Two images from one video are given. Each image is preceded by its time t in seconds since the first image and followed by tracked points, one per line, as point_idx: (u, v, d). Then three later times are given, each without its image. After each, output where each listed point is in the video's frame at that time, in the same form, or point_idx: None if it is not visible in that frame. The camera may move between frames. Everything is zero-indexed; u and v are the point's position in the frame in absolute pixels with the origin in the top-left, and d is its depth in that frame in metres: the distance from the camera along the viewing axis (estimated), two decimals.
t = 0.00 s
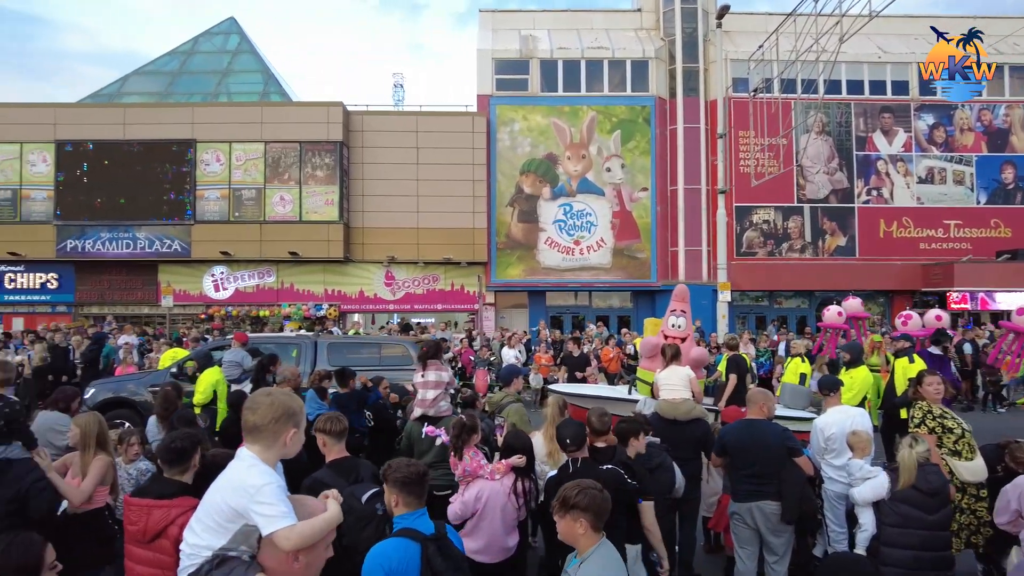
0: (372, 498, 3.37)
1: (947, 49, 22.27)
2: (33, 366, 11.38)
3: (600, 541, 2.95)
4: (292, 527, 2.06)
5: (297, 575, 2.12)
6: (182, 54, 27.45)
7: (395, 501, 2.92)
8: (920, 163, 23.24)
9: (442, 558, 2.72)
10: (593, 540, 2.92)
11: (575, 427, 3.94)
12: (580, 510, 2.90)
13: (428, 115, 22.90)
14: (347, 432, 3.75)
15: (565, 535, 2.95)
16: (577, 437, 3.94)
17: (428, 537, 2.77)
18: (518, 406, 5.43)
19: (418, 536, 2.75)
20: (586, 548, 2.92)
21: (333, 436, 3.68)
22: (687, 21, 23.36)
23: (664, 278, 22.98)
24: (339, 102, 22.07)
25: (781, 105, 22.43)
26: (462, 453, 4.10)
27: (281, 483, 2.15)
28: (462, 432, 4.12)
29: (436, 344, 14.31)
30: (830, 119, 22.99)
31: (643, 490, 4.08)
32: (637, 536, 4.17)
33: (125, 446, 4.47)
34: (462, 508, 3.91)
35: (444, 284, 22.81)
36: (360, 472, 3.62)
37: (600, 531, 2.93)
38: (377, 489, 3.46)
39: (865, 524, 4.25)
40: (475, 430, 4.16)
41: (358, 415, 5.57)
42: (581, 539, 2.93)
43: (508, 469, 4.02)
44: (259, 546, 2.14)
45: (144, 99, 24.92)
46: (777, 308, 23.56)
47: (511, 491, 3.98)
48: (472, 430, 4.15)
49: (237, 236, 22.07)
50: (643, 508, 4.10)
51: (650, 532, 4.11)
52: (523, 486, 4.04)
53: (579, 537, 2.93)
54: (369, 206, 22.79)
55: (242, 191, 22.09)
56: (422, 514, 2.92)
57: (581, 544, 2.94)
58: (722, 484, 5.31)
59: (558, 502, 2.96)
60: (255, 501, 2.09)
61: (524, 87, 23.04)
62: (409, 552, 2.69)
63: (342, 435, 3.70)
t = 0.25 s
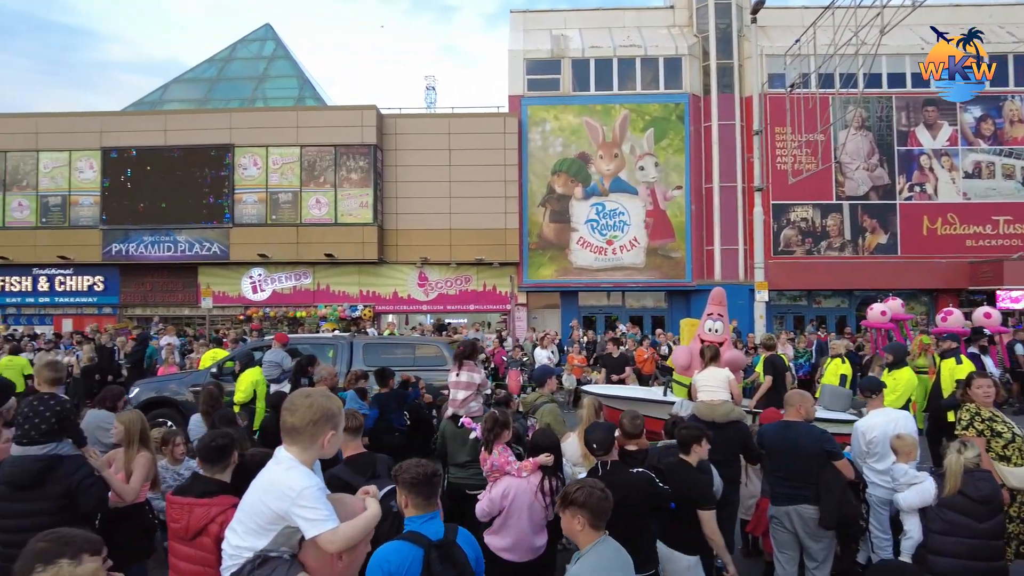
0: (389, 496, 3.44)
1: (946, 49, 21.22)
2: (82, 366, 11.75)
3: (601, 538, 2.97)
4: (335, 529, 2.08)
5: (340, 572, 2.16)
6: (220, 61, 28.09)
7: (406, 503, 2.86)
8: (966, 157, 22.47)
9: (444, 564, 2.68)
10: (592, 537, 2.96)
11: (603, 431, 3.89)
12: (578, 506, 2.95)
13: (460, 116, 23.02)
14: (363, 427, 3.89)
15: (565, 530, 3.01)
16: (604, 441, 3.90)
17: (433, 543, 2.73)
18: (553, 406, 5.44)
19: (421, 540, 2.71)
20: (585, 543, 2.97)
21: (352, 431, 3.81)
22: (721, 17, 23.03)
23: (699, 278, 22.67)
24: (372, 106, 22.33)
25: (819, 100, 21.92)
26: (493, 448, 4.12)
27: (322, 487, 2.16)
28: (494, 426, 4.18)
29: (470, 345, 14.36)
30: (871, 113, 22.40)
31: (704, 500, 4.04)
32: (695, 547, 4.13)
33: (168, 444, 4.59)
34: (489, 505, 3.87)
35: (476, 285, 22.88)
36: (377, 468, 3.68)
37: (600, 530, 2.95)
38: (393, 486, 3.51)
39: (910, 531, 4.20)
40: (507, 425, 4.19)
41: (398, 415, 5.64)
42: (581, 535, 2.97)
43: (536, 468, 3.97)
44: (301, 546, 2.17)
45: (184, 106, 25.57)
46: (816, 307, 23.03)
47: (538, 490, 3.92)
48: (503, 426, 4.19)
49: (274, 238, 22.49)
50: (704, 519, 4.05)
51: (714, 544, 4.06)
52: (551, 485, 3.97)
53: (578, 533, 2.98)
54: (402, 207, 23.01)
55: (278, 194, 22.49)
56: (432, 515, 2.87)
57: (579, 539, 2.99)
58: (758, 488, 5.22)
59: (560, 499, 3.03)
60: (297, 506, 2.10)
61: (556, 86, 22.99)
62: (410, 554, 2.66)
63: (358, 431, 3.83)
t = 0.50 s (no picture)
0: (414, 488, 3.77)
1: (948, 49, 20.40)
2: (123, 367, 12.07)
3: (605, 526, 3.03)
4: (385, 527, 2.11)
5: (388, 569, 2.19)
6: (255, 67, 28.67)
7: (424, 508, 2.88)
8: (1011, 150, 21.76)
9: (456, 565, 2.77)
10: (600, 525, 3.03)
11: (636, 432, 3.84)
12: (589, 494, 3.05)
13: (490, 118, 23.09)
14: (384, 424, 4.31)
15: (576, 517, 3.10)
16: (639, 441, 3.86)
17: (446, 544, 2.81)
18: (587, 405, 5.43)
19: (434, 542, 2.80)
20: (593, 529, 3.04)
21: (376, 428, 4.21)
22: (753, 12, 22.74)
23: (732, 277, 22.37)
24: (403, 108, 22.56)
25: (856, 95, 21.46)
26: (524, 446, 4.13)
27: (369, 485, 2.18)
28: (525, 424, 4.19)
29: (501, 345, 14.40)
30: (910, 107, 21.87)
31: (779, 497, 3.78)
32: (773, 552, 3.85)
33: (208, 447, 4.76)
34: (522, 504, 3.87)
35: (506, 285, 22.91)
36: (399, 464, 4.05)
37: (610, 519, 3.03)
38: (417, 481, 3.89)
39: (957, 537, 4.07)
40: (536, 424, 4.19)
41: (432, 415, 5.69)
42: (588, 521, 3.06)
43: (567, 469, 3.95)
44: (348, 545, 2.20)
45: (220, 112, 26.16)
46: (854, 306, 22.52)
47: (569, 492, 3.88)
48: (533, 425, 4.19)
49: (308, 241, 22.84)
50: (780, 519, 3.78)
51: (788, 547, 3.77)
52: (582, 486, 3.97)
53: (586, 520, 3.07)
54: (433, 209, 23.18)
55: (312, 198, 22.86)
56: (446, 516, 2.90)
57: (588, 526, 3.08)
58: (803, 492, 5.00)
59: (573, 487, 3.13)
60: (346, 505, 2.12)
61: (585, 86, 22.91)
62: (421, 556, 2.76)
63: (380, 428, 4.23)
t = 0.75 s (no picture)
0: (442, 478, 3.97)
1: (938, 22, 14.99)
2: (163, 365, 12.39)
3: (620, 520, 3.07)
4: (436, 523, 2.15)
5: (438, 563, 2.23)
6: (288, 72, 29.16)
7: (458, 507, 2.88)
8: None
9: (485, 565, 2.75)
10: (618, 517, 3.06)
11: (675, 431, 3.82)
12: (609, 487, 3.08)
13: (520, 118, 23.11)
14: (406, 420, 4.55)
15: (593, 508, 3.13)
16: (677, 442, 3.83)
17: (476, 544, 2.81)
18: (621, 404, 5.41)
19: (465, 541, 2.79)
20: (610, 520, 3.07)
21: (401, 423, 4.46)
22: (786, 8, 22.48)
23: (767, 276, 22.01)
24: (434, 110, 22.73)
25: (895, 89, 20.93)
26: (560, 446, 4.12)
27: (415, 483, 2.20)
28: (562, 423, 4.18)
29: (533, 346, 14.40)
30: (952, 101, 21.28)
31: (847, 500, 3.70)
32: (850, 554, 3.79)
33: (256, 445, 4.56)
34: (557, 504, 3.86)
35: (537, 285, 22.89)
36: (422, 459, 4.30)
37: (628, 512, 3.05)
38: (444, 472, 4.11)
39: (1007, 546, 4.00)
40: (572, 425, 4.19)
41: (465, 415, 5.71)
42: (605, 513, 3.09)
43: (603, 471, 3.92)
44: (395, 543, 2.21)
45: (255, 116, 26.67)
46: (893, 307, 21.95)
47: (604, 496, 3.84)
48: (569, 425, 4.19)
49: (341, 242, 23.14)
50: (845, 522, 3.69)
51: (856, 551, 3.67)
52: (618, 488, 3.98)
53: (605, 512, 3.09)
54: (463, 210, 23.29)
55: (345, 200, 23.16)
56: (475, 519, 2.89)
57: (605, 518, 3.11)
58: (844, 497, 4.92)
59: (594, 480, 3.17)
60: (395, 505, 2.14)
61: (616, 84, 22.78)
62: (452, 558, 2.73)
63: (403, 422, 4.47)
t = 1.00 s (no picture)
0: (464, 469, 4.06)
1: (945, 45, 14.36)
2: (198, 364, 12.66)
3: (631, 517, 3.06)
4: (476, 526, 2.17)
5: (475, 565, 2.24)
6: (319, 76, 29.58)
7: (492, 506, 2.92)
8: None
9: (515, 565, 2.74)
10: (629, 516, 3.06)
11: (705, 433, 3.76)
12: (621, 486, 3.08)
13: (547, 119, 23.11)
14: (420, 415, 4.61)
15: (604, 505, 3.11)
16: (708, 443, 3.78)
17: (506, 543, 2.80)
18: (651, 405, 5.38)
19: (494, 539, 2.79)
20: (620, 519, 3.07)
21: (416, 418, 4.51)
22: (819, 3, 22.12)
23: (800, 277, 21.66)
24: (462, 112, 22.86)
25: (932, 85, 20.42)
26: (593, 448, 4.13)
27: (454, 484, 2.22)
28: (596, 425, 4.17)
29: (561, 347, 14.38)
30: (993, 97, 20.71)
31: (919, 514, 3.53)
32: None
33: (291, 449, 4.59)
34: (588, 506, 3.85)
35: (564, 286, 22.84)
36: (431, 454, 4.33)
37: (640, 511, 3.05)
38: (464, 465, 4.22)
39: None
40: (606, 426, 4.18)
41: (494, 415, 5.70)
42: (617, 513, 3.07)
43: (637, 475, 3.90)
44: (435, 546, 2.23)
45: (287, 120, 27.11)
46: (931, 308, 21.39)
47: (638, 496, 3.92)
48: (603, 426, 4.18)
49: (371, 243, 23.38)
50: (914, 538, 3.53)
51: (922, 569, 3.48)
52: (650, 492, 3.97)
53: (616, 510, 3.08)
54: (491, 211, 23.36)
55: (375, 202, 23.41)
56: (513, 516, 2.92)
57: (617, 516, 3.10)
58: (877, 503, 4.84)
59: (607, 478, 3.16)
60: (438, 509, 2.15)
61: (644, 83, 22.64)
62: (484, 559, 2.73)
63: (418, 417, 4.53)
